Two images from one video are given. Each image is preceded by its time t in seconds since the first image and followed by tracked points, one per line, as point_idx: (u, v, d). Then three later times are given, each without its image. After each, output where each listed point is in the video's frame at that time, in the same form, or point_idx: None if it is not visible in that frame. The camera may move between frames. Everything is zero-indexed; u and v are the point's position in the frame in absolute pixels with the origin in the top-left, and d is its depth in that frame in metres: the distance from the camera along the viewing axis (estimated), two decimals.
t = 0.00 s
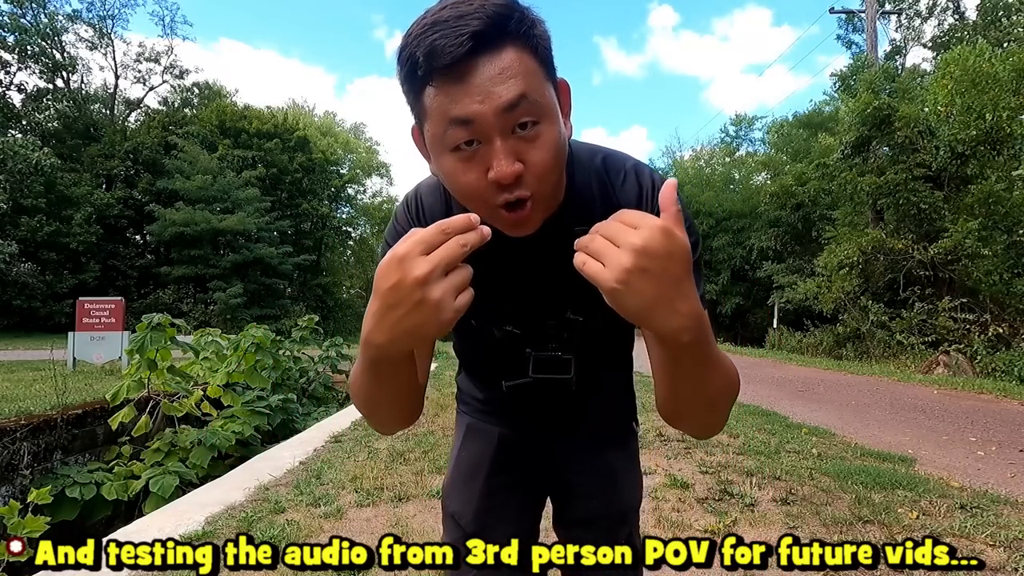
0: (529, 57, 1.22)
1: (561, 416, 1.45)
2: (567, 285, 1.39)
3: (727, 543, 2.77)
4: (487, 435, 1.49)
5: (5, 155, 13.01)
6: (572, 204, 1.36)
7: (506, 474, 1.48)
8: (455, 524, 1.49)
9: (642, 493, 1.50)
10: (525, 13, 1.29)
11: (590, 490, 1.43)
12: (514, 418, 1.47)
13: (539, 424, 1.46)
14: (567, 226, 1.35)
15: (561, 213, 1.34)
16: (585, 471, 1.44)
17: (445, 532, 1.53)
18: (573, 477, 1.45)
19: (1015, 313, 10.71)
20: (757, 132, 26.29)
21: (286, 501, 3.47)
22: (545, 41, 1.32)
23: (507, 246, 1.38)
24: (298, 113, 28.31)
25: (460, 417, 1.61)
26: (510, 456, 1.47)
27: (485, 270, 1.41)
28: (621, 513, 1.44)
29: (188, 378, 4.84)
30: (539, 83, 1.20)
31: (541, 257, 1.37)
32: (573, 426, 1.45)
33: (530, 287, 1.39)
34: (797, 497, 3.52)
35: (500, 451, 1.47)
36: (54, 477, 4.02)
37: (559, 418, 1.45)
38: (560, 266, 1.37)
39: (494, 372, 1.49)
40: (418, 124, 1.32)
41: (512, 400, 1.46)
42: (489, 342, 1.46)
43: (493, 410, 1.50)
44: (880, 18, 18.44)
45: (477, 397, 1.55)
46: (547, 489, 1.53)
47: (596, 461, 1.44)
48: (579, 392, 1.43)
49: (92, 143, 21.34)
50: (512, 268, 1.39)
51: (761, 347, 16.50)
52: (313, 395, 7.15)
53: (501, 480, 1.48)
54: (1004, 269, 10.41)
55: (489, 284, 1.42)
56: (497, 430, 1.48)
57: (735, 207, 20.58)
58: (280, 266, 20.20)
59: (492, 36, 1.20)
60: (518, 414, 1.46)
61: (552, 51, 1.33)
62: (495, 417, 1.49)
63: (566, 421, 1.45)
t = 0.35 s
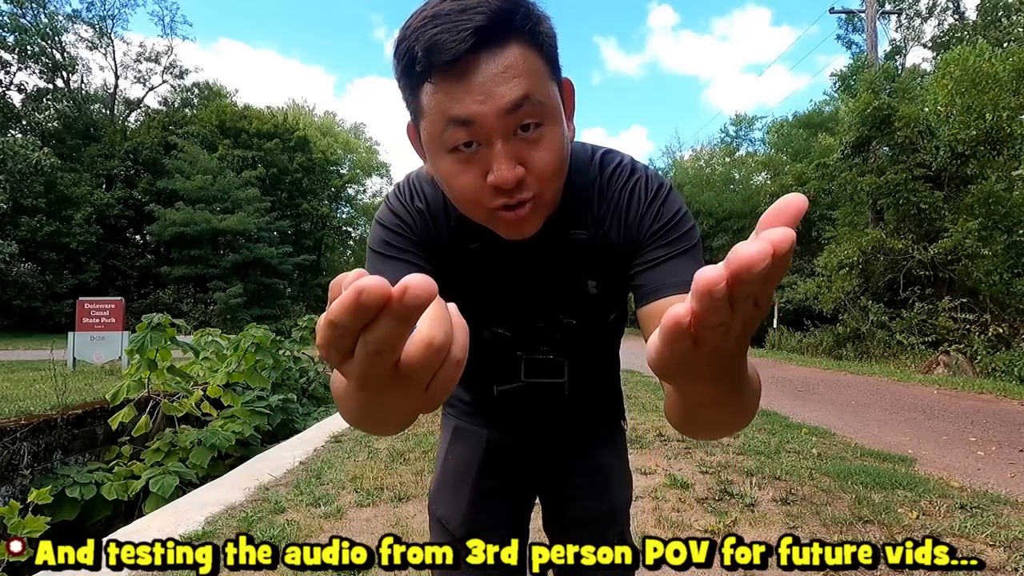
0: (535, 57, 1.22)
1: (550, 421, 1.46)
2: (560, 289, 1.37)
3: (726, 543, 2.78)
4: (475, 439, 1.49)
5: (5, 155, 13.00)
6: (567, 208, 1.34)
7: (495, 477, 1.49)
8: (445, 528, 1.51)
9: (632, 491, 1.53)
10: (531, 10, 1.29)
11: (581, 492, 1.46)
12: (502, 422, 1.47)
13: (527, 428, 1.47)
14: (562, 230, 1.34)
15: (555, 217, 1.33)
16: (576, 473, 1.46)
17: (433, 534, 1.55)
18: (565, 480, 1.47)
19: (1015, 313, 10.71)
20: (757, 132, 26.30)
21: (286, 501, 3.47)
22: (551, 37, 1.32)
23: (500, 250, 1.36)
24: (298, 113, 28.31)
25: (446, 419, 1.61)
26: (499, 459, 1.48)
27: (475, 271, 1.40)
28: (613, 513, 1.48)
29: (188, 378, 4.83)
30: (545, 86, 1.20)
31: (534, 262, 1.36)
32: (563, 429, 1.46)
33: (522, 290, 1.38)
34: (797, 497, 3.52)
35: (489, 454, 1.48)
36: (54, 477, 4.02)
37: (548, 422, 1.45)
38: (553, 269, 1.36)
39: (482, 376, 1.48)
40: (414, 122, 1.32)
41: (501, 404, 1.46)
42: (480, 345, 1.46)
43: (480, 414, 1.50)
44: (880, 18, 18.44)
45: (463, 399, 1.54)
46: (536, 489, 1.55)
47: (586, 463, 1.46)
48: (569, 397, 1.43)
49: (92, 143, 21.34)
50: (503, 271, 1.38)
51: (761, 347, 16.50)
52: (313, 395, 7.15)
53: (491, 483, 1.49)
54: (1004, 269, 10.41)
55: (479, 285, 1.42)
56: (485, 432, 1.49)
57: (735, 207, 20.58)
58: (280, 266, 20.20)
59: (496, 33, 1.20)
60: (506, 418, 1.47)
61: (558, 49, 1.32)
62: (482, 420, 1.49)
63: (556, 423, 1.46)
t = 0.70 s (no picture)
0: (533, 59, 1.22)
1: (546, 422, 1.46)
2: (558, 292, 1.38)
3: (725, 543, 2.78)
4: (473, 442, 1.49)
5: (5, 155, 12.99)
6: (564, 212, 1.34)
7: (492, 478, 1.49)
8: (443, 528, 1.52)
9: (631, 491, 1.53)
10: (529, 12, 1.29)
11: (578, 493, 1.46)
12: (500, 424, 1.47)
13: (524, 429, 1.47)
14: (560, 234, 1.34)
15: (552, 222, 1.33)
16: (572, 475, 1.46)
17: (431, 533, 1.57)
18: (563, 481, 1.47)
19: (1015, 313, 10.70)
20: (757, 132, 26.32)
21: (286, 501, 3.46)
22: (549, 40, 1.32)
23: (499, 255, 1.37)
24: (298, 113, 28.32)
25: (444, 419, 1.61)
26: (497, 461, 1.49)
27: (473, 274, 1.41)
28: (611, 514, 1.47)
29: (188, 378, 4.84)
30: (543, 89, 1.20)
31: (533, 266, 1.36)
32: (561, 430, 1.46)
33: (522, 293, 1.38)
34: (797, 497, 3.52)
35: (486, 455, 1.48)
36: (54, 477, 4.02)
37: (544, 422, 1.46)
38: (551, 274, 1.36)
39: (478, 378, 1.48)
40: (410, 126, 1.32)
41: (497, 406, 1.46)
42: (476, 347, 1.47)
43: (478, 415, 1.50)
44: (880, 18, 18.44)
45: (461, 400, 1.54)
46: (535, 489, 1.55)
47: (582, 464, 1.46)
48: (566, 398, 1.43)
49: (92, 144, 21.33)
50: (501, 274, 1.38)
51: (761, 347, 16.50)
52: (313, 395, 7.16)
53: (489, 483, 1.49)
54: (1004, 269, 10.40)
55: (478, 287, 1.42)
56: (482, 433, 1.49)
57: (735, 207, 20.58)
58: (280, 266, 20.21)
59: (493, 35, 1.20)
60: (504, 419, 1.47)
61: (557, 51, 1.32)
62: (480, 422, 1.50)
63: (553, 424, 1.46)
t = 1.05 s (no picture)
0: (530, 91, 1.11)
1: (550, 419, 1.45)
2: (567, 278, 1.35)
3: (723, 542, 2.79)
4: (478, 444, 1.48)
5: (5, 155, 13.00)
6: (570, 196, 1.33)
7: (498, 476, 1.49)
8: (446, 528, 1.51)
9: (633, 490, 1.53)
10: (524, 36, 1.13)
11: (581, 492, 1.46)
12: (505, 423, 1.47)
13: (528, 426, 1.46)
14: (567, 216, 1.33)
15: (559, 205, 1.32)
16: (575, 472, 1.47)
17: (433, 533, 1.56)
18: (566, 479, 1.47)
19: (1015, 313, 10.69)
20: (757, 133, 26.33)
21: (286, 501, 3.46)
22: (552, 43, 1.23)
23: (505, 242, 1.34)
24: (298, 113, 28.34)
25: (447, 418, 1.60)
26: (503, 461, 1.48)
27: (479, 259, 1.37)
28: (614, 514, 1.47)
29: (188, 378, 4.84)
30: (537, 125, 1.13)
31: (541, 254, 1.33)
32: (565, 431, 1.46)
33: (529, 278, 1.36)
34: (797, 497, 3.53)
35: (491, 456, 1.47)
36: (54, 477, 4.02)
37: (550, 418, 1.45)
38: (562, 258, 1.34)
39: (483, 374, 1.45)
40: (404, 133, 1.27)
41: (503, 405, 1.45)
42: (481, 340, 1.41)
43: (483, 415, 1.49)
44: (880, 18, 18.45)
45: (466, 399, 1.53)
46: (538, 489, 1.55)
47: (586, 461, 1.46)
48: (572, 393, 1.42)
49: (92, 143, 21.34)
50: (507, 257, 1.35)
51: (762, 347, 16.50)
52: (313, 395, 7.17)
53: (495, 483, 1.49)
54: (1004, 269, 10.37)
55: (484, 277, 1.38)
56: (487, 432, 1.48)
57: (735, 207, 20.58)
58: (280, 266, 20.21)
59: (481, 84, 1.07)
60: (510, 419, 1.46)
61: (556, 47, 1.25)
62: (486, 422, 1.48)
63: (559, 422, 1.46)
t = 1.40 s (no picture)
0: (530, 132, 1.04)
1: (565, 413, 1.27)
2: (575, 237, 1.18)
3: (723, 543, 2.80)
4: (491, 432, 1.36)
5: (5, 155, 13.00)
6: (583, 156, 1.20)
7: (511, 470, 1.34)
8: (460, 523, 1.39)
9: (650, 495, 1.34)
10: (507, 63, 1.03)
11: (594, 493, 1.28)
12: (517, 411, 1.33)
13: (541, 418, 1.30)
14: (579, 172, 1.19)
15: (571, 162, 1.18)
16: (589, 473, 1.27)
17: (450, 531, 1.42)
18: (575, 478, 1.29)
19: (1015, 313, 10.70)
20: (756, 132, 26.35)
21: (286, 501, 3.46)
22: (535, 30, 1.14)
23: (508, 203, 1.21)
24: (298, 113, 28.35)
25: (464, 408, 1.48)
26: (514, 456, 1.33)
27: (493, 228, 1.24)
28: (629, 518, 1.29)
29: (188, 378, 4.84)
30: (544, 155, 1.08)
31: (545, 213, 1.19)
32: (580, 425, 1.28)
33: (533, 238, 1.20)
34: (797, 497, 3.52)
35: (503, 449, 1.33)
36: (54, 477, 4.02)
37: (563, 406, 1.29)
38: (568, 210, 1.18)
39: (492, 349, 1.33)
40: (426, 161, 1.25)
41: (516, 387, 1.32)
42: (493, 310, 1.29)
43: (497, 403, 1.36)
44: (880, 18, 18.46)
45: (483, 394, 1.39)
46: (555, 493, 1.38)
47: (601, 461, 1.27)
48: (590, 375, 1.27)
49: (92, 143, 21.35)
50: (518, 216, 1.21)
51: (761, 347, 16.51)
52: (313, 395, 7.17)
53: (509, 480, 1.34)
54: (1004, 269, 10.37)
55: (492, 242, 1.26)
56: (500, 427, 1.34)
57: (735, 207, 20.58)
58: (280, 266, 20.24)
59: (481, 126, 1.02)
60: (526, 404, 1.31)
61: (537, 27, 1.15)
62: (498, 411, 1.36)
63: (573, 416, 1.28)
